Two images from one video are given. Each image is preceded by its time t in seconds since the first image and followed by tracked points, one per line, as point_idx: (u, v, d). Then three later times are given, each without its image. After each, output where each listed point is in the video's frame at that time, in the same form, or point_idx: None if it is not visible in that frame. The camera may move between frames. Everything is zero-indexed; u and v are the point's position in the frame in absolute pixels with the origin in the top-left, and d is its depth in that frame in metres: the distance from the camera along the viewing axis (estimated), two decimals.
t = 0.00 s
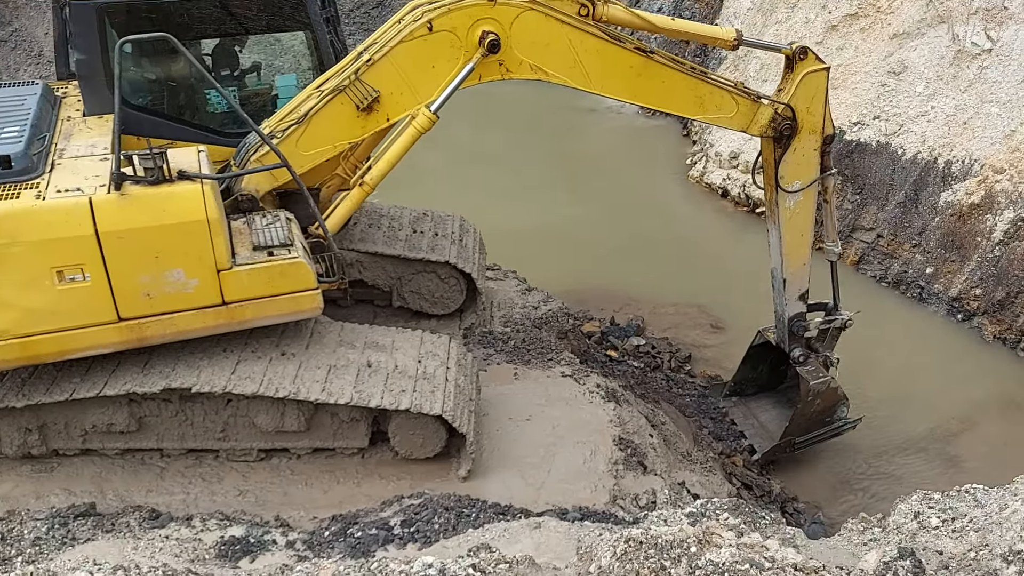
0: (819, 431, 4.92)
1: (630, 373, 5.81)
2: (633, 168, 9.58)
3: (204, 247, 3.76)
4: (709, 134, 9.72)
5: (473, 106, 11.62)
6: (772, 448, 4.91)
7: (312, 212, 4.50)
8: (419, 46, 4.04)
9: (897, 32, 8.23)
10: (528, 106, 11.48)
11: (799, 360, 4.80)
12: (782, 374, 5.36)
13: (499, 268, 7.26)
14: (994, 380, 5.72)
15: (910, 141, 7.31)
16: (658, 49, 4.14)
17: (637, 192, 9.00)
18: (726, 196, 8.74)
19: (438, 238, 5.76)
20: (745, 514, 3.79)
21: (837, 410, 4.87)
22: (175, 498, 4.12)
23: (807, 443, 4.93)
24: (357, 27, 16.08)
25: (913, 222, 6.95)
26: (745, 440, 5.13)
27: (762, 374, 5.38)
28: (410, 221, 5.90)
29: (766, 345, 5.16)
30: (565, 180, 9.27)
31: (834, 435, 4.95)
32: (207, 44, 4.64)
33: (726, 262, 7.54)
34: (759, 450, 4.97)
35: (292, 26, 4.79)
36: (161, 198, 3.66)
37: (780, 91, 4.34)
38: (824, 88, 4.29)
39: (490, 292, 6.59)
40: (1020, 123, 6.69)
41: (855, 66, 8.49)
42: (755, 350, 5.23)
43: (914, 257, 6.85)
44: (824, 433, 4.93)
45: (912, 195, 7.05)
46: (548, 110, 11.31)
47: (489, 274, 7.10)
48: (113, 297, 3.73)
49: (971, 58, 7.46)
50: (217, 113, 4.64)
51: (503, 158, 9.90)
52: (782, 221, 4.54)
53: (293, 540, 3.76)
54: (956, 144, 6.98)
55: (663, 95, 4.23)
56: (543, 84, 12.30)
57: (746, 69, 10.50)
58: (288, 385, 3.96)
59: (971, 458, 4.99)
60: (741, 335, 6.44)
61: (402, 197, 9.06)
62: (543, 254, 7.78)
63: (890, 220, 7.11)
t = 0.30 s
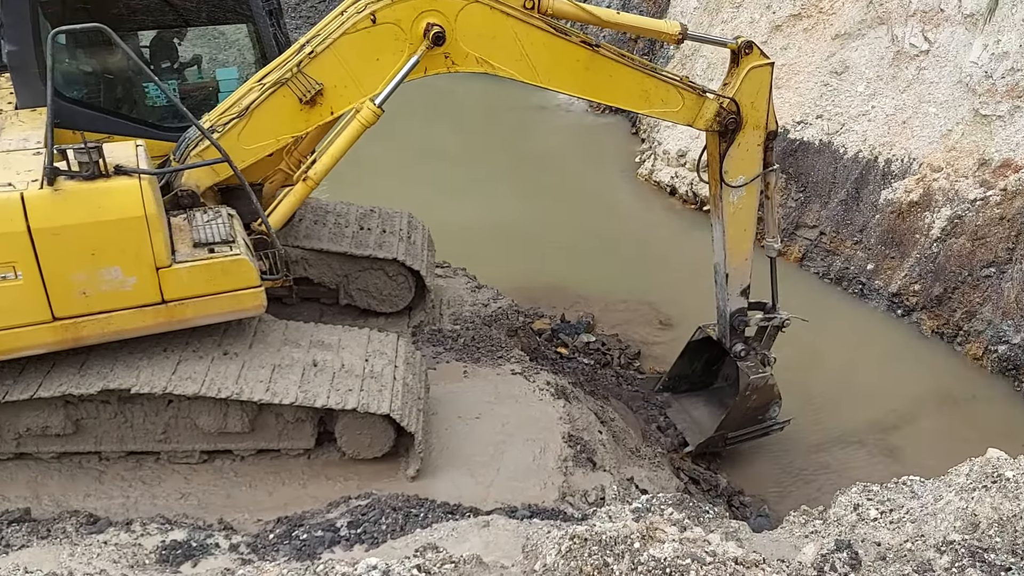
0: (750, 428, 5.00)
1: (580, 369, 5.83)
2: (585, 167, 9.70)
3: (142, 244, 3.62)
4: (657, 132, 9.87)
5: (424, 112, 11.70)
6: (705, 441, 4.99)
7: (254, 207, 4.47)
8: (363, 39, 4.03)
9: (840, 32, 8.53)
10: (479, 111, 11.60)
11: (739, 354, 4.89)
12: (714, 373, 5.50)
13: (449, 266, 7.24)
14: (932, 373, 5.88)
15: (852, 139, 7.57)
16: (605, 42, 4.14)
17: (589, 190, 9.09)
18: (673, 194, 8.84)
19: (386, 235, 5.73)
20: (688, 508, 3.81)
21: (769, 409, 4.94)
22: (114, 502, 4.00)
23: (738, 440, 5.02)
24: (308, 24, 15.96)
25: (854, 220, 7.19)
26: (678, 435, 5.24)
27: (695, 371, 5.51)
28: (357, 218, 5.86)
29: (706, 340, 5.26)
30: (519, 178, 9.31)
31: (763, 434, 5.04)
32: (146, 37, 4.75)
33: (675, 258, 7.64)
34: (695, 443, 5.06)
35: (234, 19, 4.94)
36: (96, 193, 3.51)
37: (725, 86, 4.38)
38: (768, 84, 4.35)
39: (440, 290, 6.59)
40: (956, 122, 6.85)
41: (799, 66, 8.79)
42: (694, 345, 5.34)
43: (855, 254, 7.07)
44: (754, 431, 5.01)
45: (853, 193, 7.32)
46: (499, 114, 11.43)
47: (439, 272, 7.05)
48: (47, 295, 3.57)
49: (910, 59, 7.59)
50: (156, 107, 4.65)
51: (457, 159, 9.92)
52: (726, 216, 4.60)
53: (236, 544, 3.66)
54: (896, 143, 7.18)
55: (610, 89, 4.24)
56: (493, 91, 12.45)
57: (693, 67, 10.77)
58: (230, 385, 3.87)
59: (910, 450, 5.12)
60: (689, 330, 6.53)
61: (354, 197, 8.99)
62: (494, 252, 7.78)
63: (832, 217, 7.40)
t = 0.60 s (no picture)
0: (721, 428, 5.05)
1: (561, 367, 5.87)
2: (567, 166, 9.75)
3: (120, 242, 3.60)
4: (639, 132, 9.96)
5: (405, 112, 11.70)
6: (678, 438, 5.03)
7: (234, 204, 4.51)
8: (344, 36, 4.03)
9: (817, 32, 8.64)
10: (460, 111, 11.63)
11: (714, 354, 4.96)
12: (686, 374, 5.55)
13: (430, 264, 7.25)
14: (908, 369, 5.97)
15: (828, 139, 7.69)
16: (586, 43, 4.17)
17: (572, 189, 9.13)
18: (653, 192, 8.90)
19: (366, 232, 5.74)
20: (668, 504, 3.84)
21: (741, 409, 4.99)
22: (93, 500, 3.97)
23: (710, 439, 5.07)
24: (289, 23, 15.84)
25: (831, 218, 7.33)
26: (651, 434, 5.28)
27: (669, 371, 5.54)
28: (338, 216, 5.86)
29: (679, 339, 5.32)
30: (501, 177, 9.34)
31: (733, 435, 5.08)
32: (125, 32, 4.66)
33: (656, 256, 7.70)
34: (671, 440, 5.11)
35: (215, 16, 5.00)
36: (73, 190, 3.48)
37: (706, 86, 4.42)
38: (749, 85, 4.38)
39: (421, 288, 6.61)
40: (930, 123, 6.94)
41: (777, 66, 8.95)
42: (667, 345, 5.39)
43: (832, 252, 7.21)
44: (725, 431, 5.06)
45: (831, 192, 7.44)
46: (480, 114, 11.47)
47: (421, 269, 7.07)
48: (24, 292, 3.54)
49: (885, 60, 7.70)
50: (135, 104, 4.65)
51: (439, 157, 9.93)
52: (704, 216, 4.65)
53: (217, 541, 3.65)
54: (872, 143, 7.30)
55: (591, 88, 4.27)
56: (474, 91, 12.49)
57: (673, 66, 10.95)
58: (211, 382, 3.86)
59: (885, 446, 5.19)
60: (669, 327, 6.58)
61: (336, 195, 8.97)
62: (477, 250, 7.79)
63: (809, 216, 7.52)
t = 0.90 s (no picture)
0: (721, 424, 5.03)
1: (561, 365, 5.88)
2: (567, 165, 9.75)
3: (121, 240, 3.60)
4: (639, 131, 9.96)
5: (405, 110, 11.70)
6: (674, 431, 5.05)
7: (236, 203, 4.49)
8: (344, 34, 4.03)
9: (818, 31, 8.64)
10: (460, 110, 11.63)
11: (714, 350, 4.94)
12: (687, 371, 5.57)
13: (430, 262, 7.24)
14: (908, 368, 5.97)
15: (829, 138, 7.69)
16: (588, 40, 4.16)
17: (573, 188, 9.13)
18: (653, 191, 8.90)
19: (367, 231, 5.74)
20: (668, 502, 3.84)
21: (741, 406, 4.96)
22: (95, 498, 3.98)
23: (709, 434, 5.05)
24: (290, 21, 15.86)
25: (832, 217, 7.34)
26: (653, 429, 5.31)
27: (670, 367, 5.57)
28: (339, 214, 5.86)
29: (681, 336, 5.34)
30: (501, 176, 9.34)
31: (732, 431, 5.06)
32: (127, 31, 4.75)
33: (657, 255, 7.69)
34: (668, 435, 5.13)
35: (215, 14, 5.03)
36: (74, 188, 3.48)
37: (708, 82, 4.41)
38: (750, 81, 4.36)
39: (421, 287, 6.61)
40: (931, 122, 6.93)
41: (778, 65, 8.96)
42: (668, 341, 5.42)
43: (833, 251, 7.22)
44: (724, 427, 5.04)
45: (831, 191, 7.44)
46: (480, 113, 11.47)
47: (421, 268, 7.08)
48: (25, 291, 3.55)
49: (886, 58, 7.70)
50: (137, 102, 4.67)
51: (440, 156, 9.93)
52: (705, 212, 4.64)
53: (218, 539, 3.66)
54: (873, 142, 7.30)
55: (592, 85, 4.27)
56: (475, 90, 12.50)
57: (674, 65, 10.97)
58: (212, 380, 3.87)
59: (886, 445, 5.19)
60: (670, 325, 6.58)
61: (337, 194, 8.96)
62: (477, 249, 7.79)
63: (810, 214, 7.53)
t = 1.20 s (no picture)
0: (739, 405, 5.02)
1: (561, 364, 5.88)
2: (566, 164, 9.74)
3: (121, 239, 3.60)
4: (639, 129, 9.96)
5: (405, 110, 11.70)
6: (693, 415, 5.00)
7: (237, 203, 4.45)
8: (342, 31, 4.03)
9: (817, 29, 8.64)
10: (460, 109, 11.63)
11: (730, 332, 4.94)
12: (700, 354, 5.57)
13: (430, 262, 7.24)
14: (908, 366, 5.97)
15: (829, 136, 7.68)
16: (584, 33, 4.16)
17: (573, 187, 9.13)
18: (653, 189, 8.90)
19: (367, 230, 5.74)
20: (668, 501, 3.84)
21: (758, 386, 4.97)
22: (95, 498, 3.98)
23: (727, 416, 5.03)
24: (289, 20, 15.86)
25: (832, 215, 7.33)
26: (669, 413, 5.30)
27: (683, 351, 5.60)
28: (339, 214, 5.86)
29: (693, 319, 5.37)
30: (501, 175, 9.35)
31: (749, 412, 5.05)
32: (127, 31, 4.74)
33: (657, 254, 7.69)
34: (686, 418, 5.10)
35: (213, 13, 5.01)
36: (75, 187, 3.48)
37: (703, 73, 4.39)
38: (745, 68, 4.37)
39: (421, 286, 6.61)
40: (931, 120, 6.92)
41: (777, 63, 8.95)
42: (681, 325, 5.45)
43: (833, 249, 7.22)
44: (742, 408, 5.03)
45: (831, 189, 7.43)
46: (480, 112, 11.47)
47: (421, 266, 7.08)
48: (26, 290, 3.55)
49: (886, 56, 7.70)
50: (136, 102, 4.68)
51: (439, 155, 9.94)
52: (709, 200, 4.64)
53: (218, 538, 3.66)
54: (872, 140, 7.29)
55: (590, 77, 4.27)
56: (474, 89, 12.50)
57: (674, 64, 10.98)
58: (212, 379, 3.87)
59: (886, 443, 5.18)
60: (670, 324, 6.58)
61: (337, 194, 8.96)
62: (477, 248, 7.79)
63: (809, 213, 7.53)
